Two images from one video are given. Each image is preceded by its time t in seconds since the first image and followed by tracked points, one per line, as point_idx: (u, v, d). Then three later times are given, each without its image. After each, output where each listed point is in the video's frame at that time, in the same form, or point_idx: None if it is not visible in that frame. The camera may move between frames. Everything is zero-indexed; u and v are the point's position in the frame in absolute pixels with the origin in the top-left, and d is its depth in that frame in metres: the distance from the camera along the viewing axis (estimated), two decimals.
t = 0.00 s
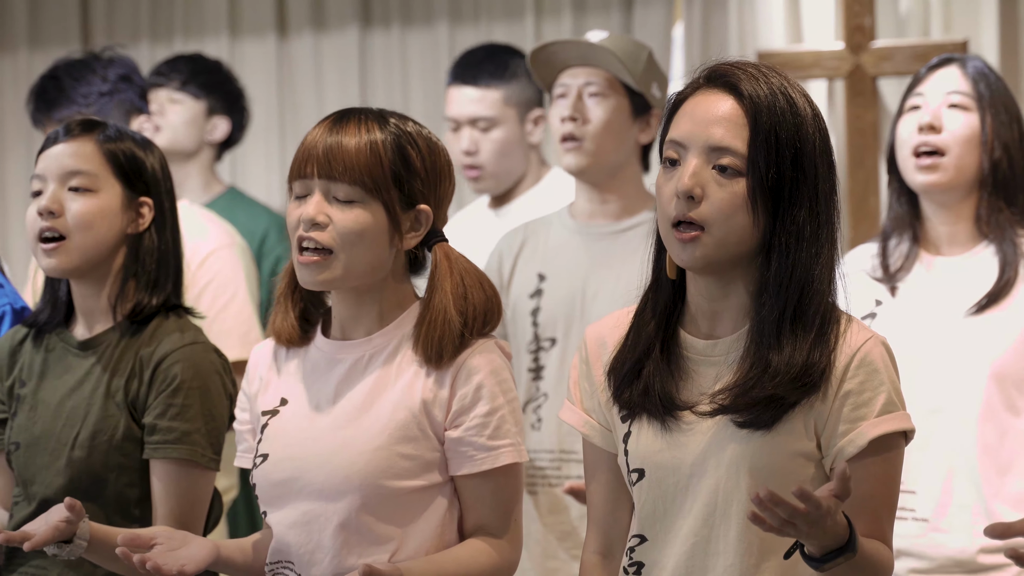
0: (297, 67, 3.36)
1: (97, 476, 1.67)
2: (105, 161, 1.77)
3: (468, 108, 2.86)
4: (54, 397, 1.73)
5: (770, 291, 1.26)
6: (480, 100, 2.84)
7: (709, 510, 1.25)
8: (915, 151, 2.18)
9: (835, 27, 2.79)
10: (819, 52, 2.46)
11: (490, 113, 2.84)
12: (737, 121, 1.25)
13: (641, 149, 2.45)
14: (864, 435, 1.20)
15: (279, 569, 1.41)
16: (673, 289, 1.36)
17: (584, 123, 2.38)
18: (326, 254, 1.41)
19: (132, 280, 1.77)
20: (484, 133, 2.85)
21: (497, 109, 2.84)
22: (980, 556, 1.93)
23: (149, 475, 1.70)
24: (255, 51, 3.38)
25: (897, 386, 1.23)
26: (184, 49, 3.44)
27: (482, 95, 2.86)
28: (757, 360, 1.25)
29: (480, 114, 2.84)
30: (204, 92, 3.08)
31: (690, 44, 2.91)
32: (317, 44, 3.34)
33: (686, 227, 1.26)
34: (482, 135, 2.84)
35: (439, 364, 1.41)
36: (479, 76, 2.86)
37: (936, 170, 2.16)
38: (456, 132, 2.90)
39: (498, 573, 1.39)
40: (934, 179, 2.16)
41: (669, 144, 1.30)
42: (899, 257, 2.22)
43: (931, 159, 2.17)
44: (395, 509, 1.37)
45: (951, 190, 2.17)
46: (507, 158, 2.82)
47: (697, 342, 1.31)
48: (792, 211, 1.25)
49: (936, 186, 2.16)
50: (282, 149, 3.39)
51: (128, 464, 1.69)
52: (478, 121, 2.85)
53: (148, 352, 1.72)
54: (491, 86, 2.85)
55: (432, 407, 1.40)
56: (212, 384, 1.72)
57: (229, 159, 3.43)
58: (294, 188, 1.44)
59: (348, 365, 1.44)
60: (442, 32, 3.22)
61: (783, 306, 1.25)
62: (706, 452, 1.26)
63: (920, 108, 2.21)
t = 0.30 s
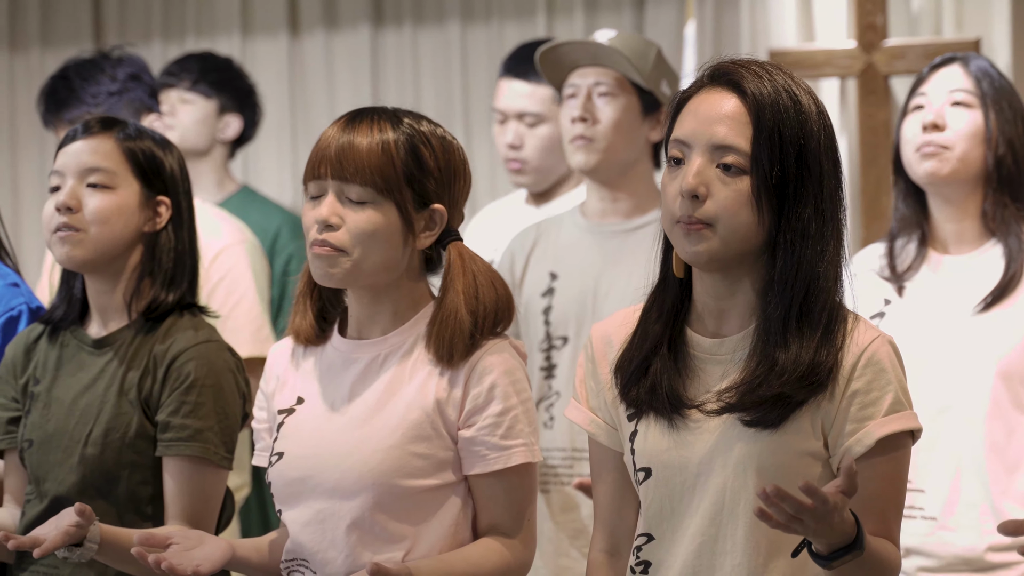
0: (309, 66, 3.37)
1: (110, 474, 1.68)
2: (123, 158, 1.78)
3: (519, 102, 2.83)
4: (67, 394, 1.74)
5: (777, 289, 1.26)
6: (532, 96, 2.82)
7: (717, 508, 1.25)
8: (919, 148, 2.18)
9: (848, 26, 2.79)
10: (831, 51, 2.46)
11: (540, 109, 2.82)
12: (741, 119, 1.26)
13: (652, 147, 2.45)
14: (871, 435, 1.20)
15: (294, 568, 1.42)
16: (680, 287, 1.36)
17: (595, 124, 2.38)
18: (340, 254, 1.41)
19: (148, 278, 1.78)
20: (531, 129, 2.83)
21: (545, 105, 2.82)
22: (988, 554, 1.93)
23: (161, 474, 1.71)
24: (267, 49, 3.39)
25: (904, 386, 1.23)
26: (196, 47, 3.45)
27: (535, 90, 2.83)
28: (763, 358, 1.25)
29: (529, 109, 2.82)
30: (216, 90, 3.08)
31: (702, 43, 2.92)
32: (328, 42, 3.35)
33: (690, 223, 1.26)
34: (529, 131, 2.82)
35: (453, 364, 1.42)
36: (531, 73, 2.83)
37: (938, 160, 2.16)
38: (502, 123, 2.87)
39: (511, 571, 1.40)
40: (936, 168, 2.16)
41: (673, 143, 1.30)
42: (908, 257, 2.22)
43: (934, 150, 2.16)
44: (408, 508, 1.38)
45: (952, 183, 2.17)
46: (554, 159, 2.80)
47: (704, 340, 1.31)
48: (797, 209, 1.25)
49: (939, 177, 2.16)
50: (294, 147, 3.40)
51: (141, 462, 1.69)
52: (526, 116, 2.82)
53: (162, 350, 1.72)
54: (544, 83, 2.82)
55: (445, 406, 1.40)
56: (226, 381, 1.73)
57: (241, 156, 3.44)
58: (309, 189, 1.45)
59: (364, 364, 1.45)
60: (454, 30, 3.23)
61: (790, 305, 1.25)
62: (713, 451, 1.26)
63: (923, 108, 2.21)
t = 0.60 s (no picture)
0: (324, 65, 3.38)
1: (124, 471, 1.68)
2: (142, 156, 1.79)
3: (552, 101, 2.83)
4: (81, 392, 1.74)
5: (794, 287, 1.25)
6: (564, 96, 2.83)
7: (732, 506, 1.25)
8: (923, 147, 2.18)
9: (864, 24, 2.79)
10: (848, 49, 2.46)
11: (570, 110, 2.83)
12: (759, 120, 1.25)
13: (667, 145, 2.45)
14: (889, 434, 1.19)
15: (311, 565, 1.42)
16: (698, 285, 1.36)
17: (609, 123, 2.38)
18: (369, 254, 1.41)
19: (164, 276, 1.78)
20: (563, 129, 2.83)
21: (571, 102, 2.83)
22: (991, 552, 1.93)
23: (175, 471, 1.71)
24: (283, 48, 3.39)
25: (921, 385, 1.23)
26: (212, 46, 3.46)
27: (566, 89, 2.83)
28: (781, 356, 1.24)
29: (562, 109, 2.83)
30: (232, 89, 3.09)
31: (717, 42, 2.92)
32: (344, 41, 3.35)
33: (709, 225, 1.25)
34: (560, 131, 2.82)
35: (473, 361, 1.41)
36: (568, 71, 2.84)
37: (945, 164, 2.16)
38: (533, 122, 2.87)
39: (529, 569, 1.39)
40: (946, 171, 2.15)
41: (691, 145, 1.29)
42: (917, 259, 2.20)
43: (940, 152, 2.16)
44: (428, 504, 1.38)
45: (962, 184, 2.15)
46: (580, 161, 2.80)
47: (721, 339, 1.31)
48: (815, 208, 1.25)
49: (948, 180, 2.15)
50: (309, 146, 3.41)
51: (155, 459, 1.70)
52: (559, 116, 2.83)
53: (176, 347, 1.73)
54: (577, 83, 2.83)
55: (463, 403, 1.40)
56: (241, 379, 1.74)
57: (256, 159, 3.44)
58: (330, 189, 1.44)
59: (379, 363, 1.45)
60: (469, 29, 3.23)
61: (807, 303, 1.24)
62: (730, 450, 1.25)
63: (927, 107, 2.21)
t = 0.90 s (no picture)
0: (331, 60, 3.38)
1: (128, 465, 1.69)
2: (149, 151, 1.79)
3: (544, 100, 2.80)
4: (86, 386, 1.75)
5: (805, 282, 1.25)
6: (557, 94, 2.79)
7: (744, 502, 1.25)
8: (923, 142, 2.17)
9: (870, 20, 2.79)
10: (854, 44, 2.45)
11: (564, 108, 2.80)
12: (774, 111, 1.26)
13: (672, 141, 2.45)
14: (900, 429, 1.19)
15: (315, 561, 1.42)
16: (707, 280, 1.36)
17: (615, 118, 2.38)
18: (369, 249, 1.41)
19: (170, 272, 1.79)
20: (555, 127, 2.81)
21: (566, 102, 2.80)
22: (985, 547, 1.93)
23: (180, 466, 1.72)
24: (289, 43, 3.40)
25: (932, 381, 1.23)
26: (218, 41, 3.46)
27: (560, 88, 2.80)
28: (792, 352, 1.24)
29: (554, 107, 2.80)
30: (238, 84, 3.09)
31: (724, 38, 2.93)
32: (350, 36, 3.36)
33: (719, 213, 1.25)
34: (553, 128, 2.80)
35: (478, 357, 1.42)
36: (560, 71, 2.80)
37: (945, 159, 2.15)
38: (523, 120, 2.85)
39: (533, 565, 1.40)
40: (945, 166, 2.15)
41: (705, 134, 1.30)
42: (916, 254, 2.22)
43: (940, 147, 2.16)
44: (432, 500, 1.38)
45: (961, 179, 2.15)
46: (574, 157, 2.79)
47: (732, 335, 1.31)
48: (828, 201, 1.25)
49: (947, 174, 2.15)
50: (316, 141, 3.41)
51: (159, 453, 1.70)
52: (551, 114, 2.80)
53: (182, 341, 1.73)
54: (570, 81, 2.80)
55: (468, 400, 1.41)
56: (246, 373, 1.74)
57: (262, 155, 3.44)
58: (334, 183, 1.45)
59: (385, 359, 1.45)
60: (476, 24, 3.23)
61: (818, 299, 1.24)
62: (741, 446, 1.26)
63: (928, 102, 2.20)
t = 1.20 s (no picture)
0: (340, 60, 3.39)
1: (136, 464, 1.69)
2: (161, 150, 1.80)
3: (530, 100, 2.83)
4: (95, 386, 1.76)
5: (822, 281, 1.25)
6: (543, 93, 2.83)
7: (758, 502, 1.25)
8: (930, 141, 2.16)
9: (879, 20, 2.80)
10: (863, 44, 2.44)
11: (551, 106, 2.83)
12: (795, 110, 1.26)
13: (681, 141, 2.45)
14: (914, 431, 1.19)
15: (323, 562, 1.43)
16: (724, 279, 1.36)
17: (623, 116, 2.38)
18: (374, 248, 1.42)
19: (181, 271, 1.79)
20: (542, 126, 2.83)
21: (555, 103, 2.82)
22: (991, 546, 1.93)
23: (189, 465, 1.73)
24: (299, 43, 3.41)
25: (946, 382, 1.22)
26: (227, 41, 3.47)
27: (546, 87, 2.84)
28: (808, 352, 1.24)
29: (541, 106, 2.83)
30: (246, 83, 3.10)
31: (732, 38, 2.93)
32: (359, 36, 3.36)
33: (737, 209, 1.25)
34: (540, 127, 2.83)
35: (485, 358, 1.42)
36: (544, 71, 2.84)
37: (952, 158, 2.15)
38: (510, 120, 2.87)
39: (540, 567, 1.39)
40: (952, 165, 2.14)
41: (726, 131, 1.30)
42: (923, 253, 2.21)
43: (946, 146, 2.15)
44: (439, 502, 1.38)
45: (968, 178, 2.15)
46: (562, 155, 2.81)
47: (748, 334, 1.31)
48: (845, 201, 1.25)
49: (954, 173, 2.15)
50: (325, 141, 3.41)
51: (167, 452, 1.71)
52: (537, 113, 2.83)
53: (191, 341, 1.74)
54: (556, 82, 2.83)
55: (475, 401, 1.41)
56: (254, 373, 1.74)
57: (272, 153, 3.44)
58: (341, 182, 1.45)
59: (394, 359, 1.46)
60: (484, 24, 3.23)
61: (834, 299, 1.24)
62: (756, 445, 1.25)
63: (936, 102, 2.19)
